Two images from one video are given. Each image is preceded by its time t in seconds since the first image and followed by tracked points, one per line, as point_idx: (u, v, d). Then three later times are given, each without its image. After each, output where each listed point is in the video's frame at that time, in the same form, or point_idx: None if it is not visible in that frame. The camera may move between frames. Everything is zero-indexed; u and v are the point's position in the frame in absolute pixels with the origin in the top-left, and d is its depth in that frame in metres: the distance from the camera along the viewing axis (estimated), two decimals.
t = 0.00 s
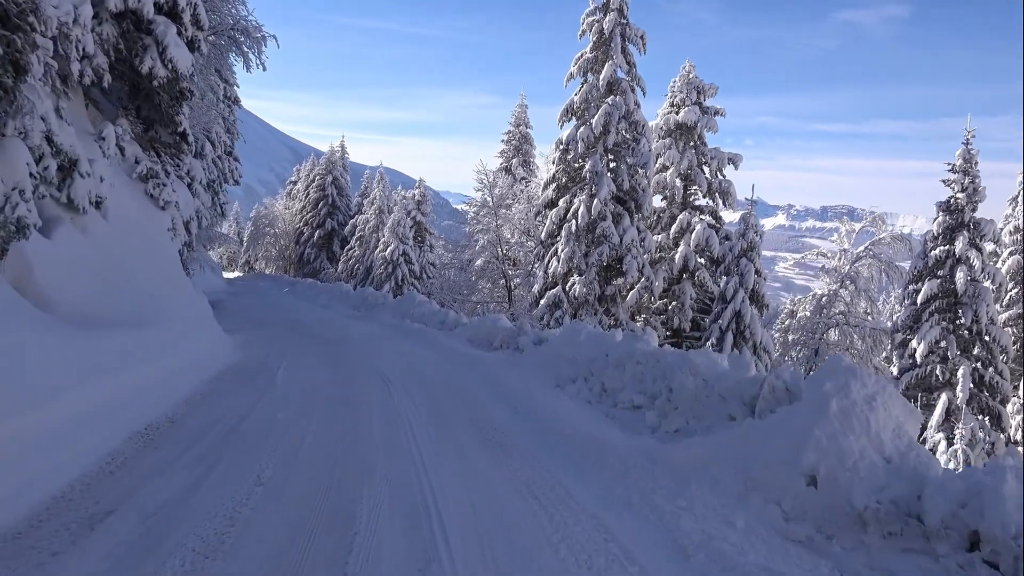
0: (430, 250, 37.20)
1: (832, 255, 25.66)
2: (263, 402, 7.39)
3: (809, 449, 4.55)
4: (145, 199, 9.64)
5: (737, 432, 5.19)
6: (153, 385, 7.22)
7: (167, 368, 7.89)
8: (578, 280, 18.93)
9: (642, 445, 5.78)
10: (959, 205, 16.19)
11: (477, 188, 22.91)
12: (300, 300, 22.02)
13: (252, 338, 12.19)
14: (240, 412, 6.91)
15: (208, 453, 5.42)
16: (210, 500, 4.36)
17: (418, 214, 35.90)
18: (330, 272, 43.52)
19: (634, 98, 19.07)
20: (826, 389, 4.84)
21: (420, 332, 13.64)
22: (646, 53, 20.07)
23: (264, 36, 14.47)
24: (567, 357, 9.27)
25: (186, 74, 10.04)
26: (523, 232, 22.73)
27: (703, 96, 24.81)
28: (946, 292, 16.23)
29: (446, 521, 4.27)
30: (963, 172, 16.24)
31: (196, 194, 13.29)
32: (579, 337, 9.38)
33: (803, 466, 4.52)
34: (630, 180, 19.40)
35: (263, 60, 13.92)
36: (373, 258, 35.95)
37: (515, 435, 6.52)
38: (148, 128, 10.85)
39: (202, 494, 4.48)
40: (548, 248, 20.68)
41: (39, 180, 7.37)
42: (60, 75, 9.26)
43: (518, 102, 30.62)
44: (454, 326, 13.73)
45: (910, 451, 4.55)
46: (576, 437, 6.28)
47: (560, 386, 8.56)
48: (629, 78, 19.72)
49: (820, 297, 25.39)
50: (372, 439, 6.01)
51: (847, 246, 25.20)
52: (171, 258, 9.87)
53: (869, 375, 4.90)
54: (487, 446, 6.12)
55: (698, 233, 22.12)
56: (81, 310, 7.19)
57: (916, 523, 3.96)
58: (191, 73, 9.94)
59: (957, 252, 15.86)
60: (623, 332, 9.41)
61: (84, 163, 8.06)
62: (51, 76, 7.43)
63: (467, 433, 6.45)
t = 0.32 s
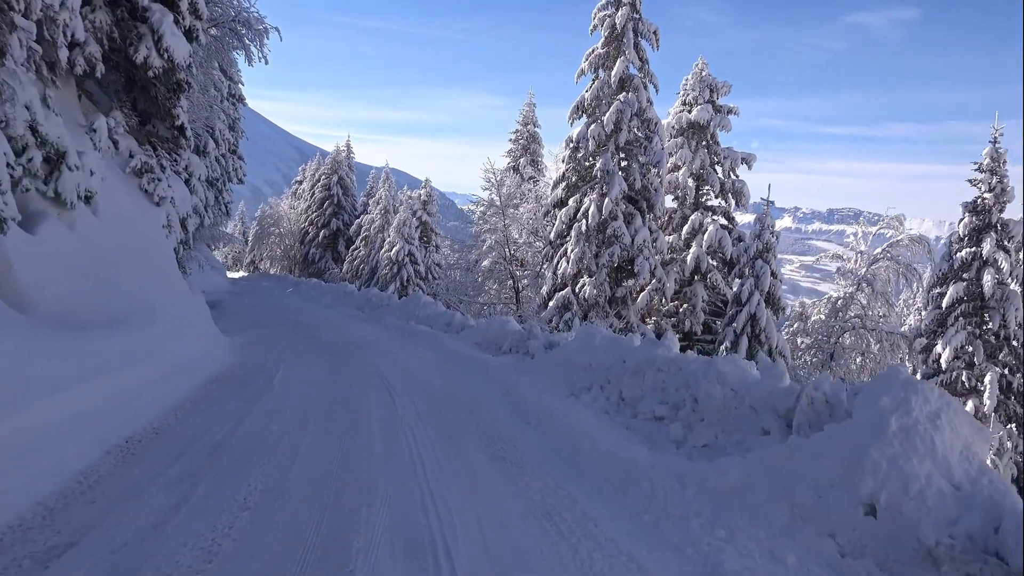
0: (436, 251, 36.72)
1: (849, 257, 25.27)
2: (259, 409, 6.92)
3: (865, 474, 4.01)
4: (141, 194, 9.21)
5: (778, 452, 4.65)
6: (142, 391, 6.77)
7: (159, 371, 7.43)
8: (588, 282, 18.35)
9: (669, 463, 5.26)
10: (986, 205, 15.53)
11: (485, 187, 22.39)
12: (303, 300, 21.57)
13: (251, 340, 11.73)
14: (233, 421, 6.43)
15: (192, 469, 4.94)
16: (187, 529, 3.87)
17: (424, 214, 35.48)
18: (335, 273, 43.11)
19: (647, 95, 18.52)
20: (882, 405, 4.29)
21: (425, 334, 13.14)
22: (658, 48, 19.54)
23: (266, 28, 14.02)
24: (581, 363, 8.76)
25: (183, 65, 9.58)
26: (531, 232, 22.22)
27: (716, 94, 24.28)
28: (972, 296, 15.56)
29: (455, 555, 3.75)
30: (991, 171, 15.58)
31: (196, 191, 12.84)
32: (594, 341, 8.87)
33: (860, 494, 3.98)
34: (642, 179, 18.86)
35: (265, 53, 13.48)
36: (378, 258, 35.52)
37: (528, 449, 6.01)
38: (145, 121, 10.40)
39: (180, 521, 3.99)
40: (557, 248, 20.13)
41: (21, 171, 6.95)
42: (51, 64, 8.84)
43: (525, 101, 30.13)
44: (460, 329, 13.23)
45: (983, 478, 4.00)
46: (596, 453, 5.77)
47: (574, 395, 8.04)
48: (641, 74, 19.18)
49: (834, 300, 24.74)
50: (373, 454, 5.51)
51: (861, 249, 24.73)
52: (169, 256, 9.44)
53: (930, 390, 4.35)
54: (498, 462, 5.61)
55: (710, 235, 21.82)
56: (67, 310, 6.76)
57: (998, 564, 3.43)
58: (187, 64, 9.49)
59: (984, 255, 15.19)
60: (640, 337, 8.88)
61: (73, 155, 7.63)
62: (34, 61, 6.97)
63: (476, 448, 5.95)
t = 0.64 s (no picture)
0: (442, 251, 36.25)
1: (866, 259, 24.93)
2: (250, 419, 6.41)
3: (940, 508, 3.42)
4: (134, 189, 8.72)
5: (829, 476, 4.08)
6: (125, 397, 6.28)
7: (145, 377, 6.93)
8: (598, 284, 17.78)
9: (701, 485, 4.71)
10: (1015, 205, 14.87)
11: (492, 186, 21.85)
12: (306, 301, 21.11)
13: (250, 342, 11.26)
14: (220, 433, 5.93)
15: (168, 492, 4.43)
16: (150, 570, 3.33)
17: (430, 214, 35.04)
18: (340, 273, 42.73)
19: (660, 91, 17.96)
20: (955, 425, 3.68)
21: (430, 337, 12.63)
22: (672, 43, 18.98)
23: (269, 20, 13.57)
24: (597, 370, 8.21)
25: (179, 54, 9.12)
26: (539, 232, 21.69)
27: (729, 91, 23.74)
28: (1001, 299, 14.88)
29: None
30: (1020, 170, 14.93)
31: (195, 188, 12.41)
32: (609, 346, 8.30)
33: (934, 531, 3.40)
34: (655, 177, 18.31)
35: (267, 45, 13.06)
36: (383, 259, 35.09)
37: (542, 469, 5.45)
38: (140, 113, 9.94)
39: (144, 558, 3.46)
40: (567, 249, 19.58)
41: (2, 163, 6.49)
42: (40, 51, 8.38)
43: (533, 99, 29.66)
44: (467, 332, 12.70)
45: None
46: (619, 472, 5.23)
47: (590, 405, 7.50)
48: (654, 69, 18.63)
49: (850, 303, 24.02)
50: (373, 476, 4.96)
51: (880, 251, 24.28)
52: (163, 255, 8.95)
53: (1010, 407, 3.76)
54: (511, 483, 5.05)
55: (723, 235, 21.31)
56: (47, 311, 6.28)
57: None
58: (184, 53, 9.04)
59: (1014, 256, 14.52)
60: (660, 342, 8.34)
61: (61, 147, 7.14)
62: (14, 44, 6.47)
63: (485, 465, 5.40)
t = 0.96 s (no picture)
0: (448, 252, 35.80)
1: (883, 263, 24.41)
2: (242, 430, 5.92)
3: None
4: (126, 183, 8.23)
5: (899, 511, 3.53)
6: (109, 404, 5.80)
7: (133, 382, 6.45)
8: (610, 286, 17.22)
9: (743, 518, 4.18)
10: None
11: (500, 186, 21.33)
12: (309, 302, 20.70)
13: (249, 344, 10.79)
14: (210, 445, 5.45)
15: (144, 517, 3.94)
16: None
17: (436, 214, 34.60)
18: (346, 274, 42.37)
19: (675, 87, 17.41)
20: None
21: (437, 340, 12.13)
22: (687, 39, 18.42)
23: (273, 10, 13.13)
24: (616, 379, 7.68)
25: (175, 42, 8.66)
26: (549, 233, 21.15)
27: (744, 89, 23.15)
28: None
29: None
30: None
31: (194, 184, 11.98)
32: (628, 353, 7.77)
33: None
34: (669, 177, 17.76)
35: (270, 37, 12.62)
36: (389, 259, 34.71)
37: (562, 492, 4.93)
38: (136, 105, 9.49)
39: None
40: (577, 250, 19.03)
41: None
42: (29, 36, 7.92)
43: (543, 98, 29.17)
44: (475, 335, 12.18)
45: None
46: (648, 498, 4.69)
47: (609, 417, 6.97)
48: (669, 65, 18.08)
49: (868, 308, 23.30)
50: (375, 503, 4.43)
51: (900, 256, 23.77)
52: (158, 253, 8.48)
53: None
54: (529, 512, 4.50)
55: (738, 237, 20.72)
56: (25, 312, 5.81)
57: None
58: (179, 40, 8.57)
59: None
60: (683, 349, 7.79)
61: (47, 138, 6.67)
62: None
63: (498, 488, 4.88)
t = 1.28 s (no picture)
0: (456, 253, 35.37)
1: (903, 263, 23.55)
2: (234, 443, 5.44)
3: None
4: (118, 178, 7.78)
5: (989, 552, 2.99)
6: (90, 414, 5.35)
7: (118, 389, 6.00)
8: (624, 287, 16.67)
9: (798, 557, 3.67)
10: None
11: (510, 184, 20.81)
12: (315, 303, 20.32)
13: (249, 347, 10.35)
14: (197, 460, 4.98)
15: (112, 550, 3.46)
16: None
17: (444, 214, 34.18)
18: (353, 274, 42.05)
19: (691, 82, 16.82)
20: None
21: (445, 343, 11.66)
22: (704, 32, 17.82)
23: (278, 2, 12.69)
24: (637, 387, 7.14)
25: (171, 31, 8.19)
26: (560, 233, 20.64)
27: (760, 85, 22.52)
28: None
29: None
30: None
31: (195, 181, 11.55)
32: (651, 359, 7.22)
33: None
34: (685, 175, 17.18)
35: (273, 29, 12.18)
36: (396, 260, 34.33)
37: (585, 518, 4.43)
38: (133, 99, 9.05)
39: None
40: (589, 250, 18.49)
41: None
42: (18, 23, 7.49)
43: (552, 96, 28.66)
44: (484, 338, 11.66)
45: None
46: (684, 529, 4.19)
47: (631, 429, 6.43)
48: (684, 60, 17.50)
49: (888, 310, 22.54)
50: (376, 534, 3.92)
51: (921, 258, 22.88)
52: (153, 252, 8.05)
53: None
54: (549, 543, 4.02)
55: (754, 238, 20.11)
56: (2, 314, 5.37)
57: None
58: (175, 29, 8.10)
59: None
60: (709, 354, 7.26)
61: (30, 129, 6.24)
62: None
63: (515, 513, 4.39)
